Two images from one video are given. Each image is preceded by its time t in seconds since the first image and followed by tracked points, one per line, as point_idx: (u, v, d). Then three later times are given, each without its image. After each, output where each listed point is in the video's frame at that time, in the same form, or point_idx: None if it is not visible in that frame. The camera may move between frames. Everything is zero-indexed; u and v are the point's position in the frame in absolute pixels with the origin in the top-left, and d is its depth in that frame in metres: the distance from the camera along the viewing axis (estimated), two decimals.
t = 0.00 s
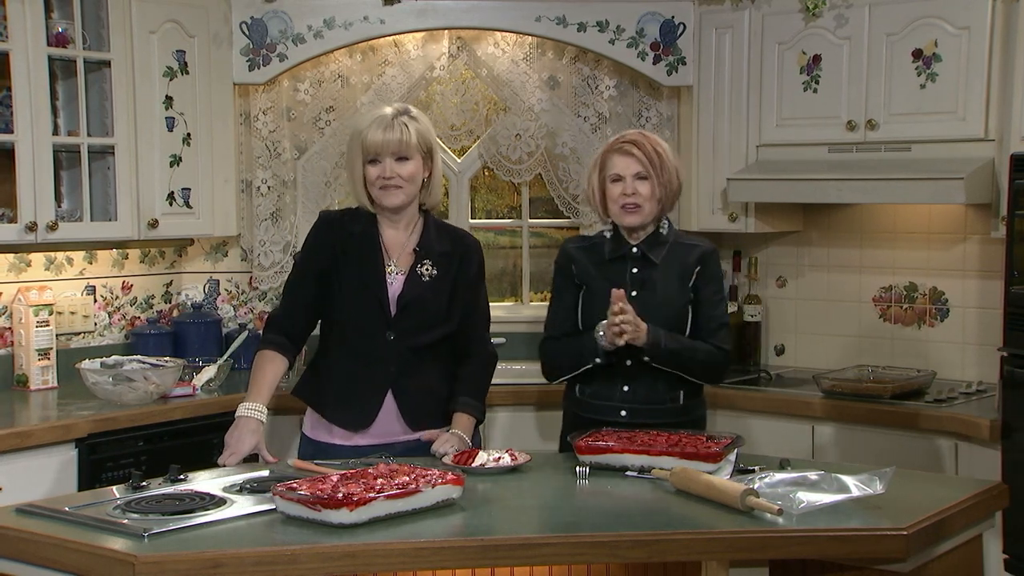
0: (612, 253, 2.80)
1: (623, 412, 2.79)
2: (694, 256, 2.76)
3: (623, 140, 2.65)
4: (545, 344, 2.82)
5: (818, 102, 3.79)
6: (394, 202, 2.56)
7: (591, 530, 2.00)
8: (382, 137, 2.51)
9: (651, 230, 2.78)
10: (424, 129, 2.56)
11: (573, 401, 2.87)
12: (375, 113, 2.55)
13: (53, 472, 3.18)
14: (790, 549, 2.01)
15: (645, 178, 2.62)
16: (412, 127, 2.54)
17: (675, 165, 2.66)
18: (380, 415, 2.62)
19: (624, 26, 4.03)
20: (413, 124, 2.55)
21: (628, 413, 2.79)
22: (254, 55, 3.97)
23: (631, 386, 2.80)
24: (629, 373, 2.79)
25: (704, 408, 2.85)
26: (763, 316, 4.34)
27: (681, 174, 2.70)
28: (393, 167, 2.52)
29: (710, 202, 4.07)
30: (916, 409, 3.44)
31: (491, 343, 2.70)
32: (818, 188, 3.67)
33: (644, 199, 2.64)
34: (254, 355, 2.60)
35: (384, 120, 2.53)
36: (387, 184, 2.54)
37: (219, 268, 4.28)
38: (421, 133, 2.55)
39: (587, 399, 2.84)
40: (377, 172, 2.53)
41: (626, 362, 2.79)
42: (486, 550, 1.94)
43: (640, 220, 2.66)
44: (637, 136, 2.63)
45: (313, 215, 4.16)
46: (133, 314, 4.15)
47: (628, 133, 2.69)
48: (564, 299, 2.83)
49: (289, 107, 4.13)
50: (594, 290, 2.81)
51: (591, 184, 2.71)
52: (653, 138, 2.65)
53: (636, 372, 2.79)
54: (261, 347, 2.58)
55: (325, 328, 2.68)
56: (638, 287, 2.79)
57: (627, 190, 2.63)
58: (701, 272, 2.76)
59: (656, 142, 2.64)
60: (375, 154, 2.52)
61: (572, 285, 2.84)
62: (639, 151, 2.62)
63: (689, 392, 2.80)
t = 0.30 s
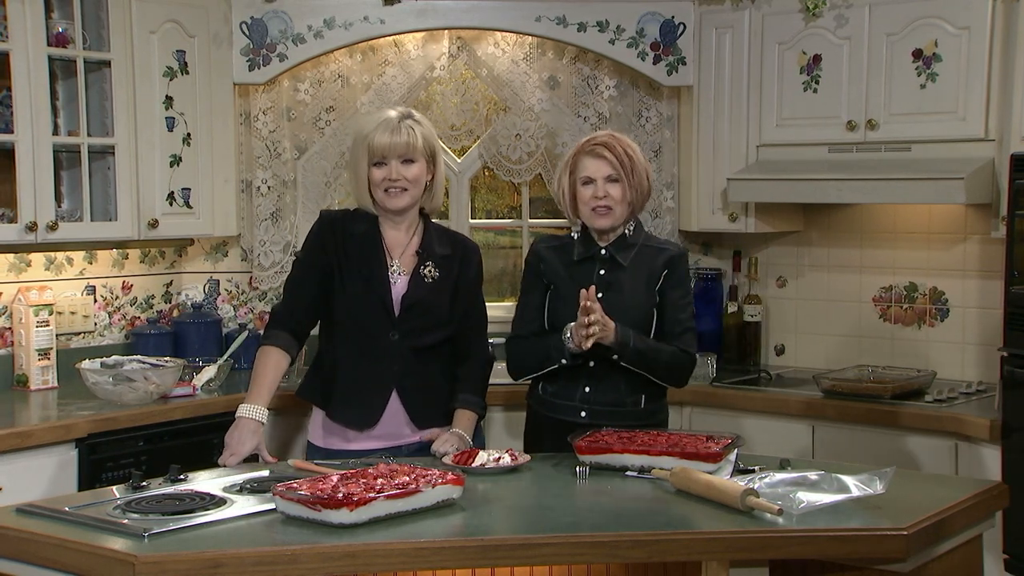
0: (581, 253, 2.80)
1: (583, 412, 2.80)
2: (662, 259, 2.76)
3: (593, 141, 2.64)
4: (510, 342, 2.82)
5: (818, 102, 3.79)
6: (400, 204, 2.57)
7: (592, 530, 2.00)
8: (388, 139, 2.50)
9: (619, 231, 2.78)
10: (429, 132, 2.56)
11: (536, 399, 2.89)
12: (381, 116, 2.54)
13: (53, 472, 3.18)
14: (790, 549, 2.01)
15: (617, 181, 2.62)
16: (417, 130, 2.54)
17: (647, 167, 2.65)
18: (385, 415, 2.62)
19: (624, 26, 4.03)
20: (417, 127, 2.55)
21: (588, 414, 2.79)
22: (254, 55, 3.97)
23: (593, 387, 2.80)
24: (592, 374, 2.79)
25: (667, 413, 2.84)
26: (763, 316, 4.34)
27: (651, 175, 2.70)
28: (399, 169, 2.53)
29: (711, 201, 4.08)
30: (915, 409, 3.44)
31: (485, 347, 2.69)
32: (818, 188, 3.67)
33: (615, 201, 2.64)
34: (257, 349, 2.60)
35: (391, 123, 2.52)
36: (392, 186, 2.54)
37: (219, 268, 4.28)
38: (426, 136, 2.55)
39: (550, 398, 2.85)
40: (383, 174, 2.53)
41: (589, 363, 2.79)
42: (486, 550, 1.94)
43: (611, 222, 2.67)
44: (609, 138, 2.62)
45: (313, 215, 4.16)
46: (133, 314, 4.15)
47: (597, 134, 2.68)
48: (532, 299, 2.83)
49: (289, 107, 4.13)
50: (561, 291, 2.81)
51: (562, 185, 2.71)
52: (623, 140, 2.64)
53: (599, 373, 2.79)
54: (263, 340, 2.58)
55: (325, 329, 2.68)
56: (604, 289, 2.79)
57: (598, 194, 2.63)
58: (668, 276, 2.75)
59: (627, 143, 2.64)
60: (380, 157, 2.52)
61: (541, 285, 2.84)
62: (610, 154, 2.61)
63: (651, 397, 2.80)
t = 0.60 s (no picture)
0: (575, 254, 2.80)
1: (577, 412, 2.79)
2: (656, 260, 2.76)
3: (590, 141, 2.65)
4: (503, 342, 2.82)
5: (818, 102, 3.79)
6: (400, 202, 2.57)
7: (592, 530, 2.00)
8: (386, 140, 2.50)
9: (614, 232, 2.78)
10: (424, 130, 2.57)
11: (529, 399, 2.89)
12: (376, 116, 2.54)
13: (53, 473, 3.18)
14: (790, 549, 2.01)
15: (613, 181, 2.63)
16: (413, 128, 2.54)
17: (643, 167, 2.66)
18: (390, 415, 2.62)
19: (625, 26, 4.03)
20: (414, 125, 2.55)
21: (581, 415, 2.79)
22: (254, 55, 3.97)
23: (587, 387, 2.80)
24: (586, 374, 2.79)
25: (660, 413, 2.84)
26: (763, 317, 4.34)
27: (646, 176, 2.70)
28: (397, 168, 2.53)
29: (711, 201, 4.08)
30: (915, 409, 3.44)
31: (484, 345, 2.69)
32: (818, 188, 3.67)
33: (610, 202, 2.65)
34: (255, 348, 2.60)
35: (387, 123, 2.52)
36: (390, 184, 2.55)
37: (219, 268, 4.28)
38: (422, 134, 2.56)
39: (543, 399, 2.84)
40: (381, 174, 2.54)
41: (583, 363, 2.79)
42: (486, 550, 1.94)
43: (606, 222, 2.67)
44: (605, 138, 2.62)
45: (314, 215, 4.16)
46: (133, 314, 4.15)
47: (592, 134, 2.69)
48: (525, 298, 2.83)
49: (289, 107, 4.13)
50: (555, 290, 2.82)
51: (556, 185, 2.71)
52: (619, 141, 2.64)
53: (592, 373, 2.79)
54: (262, 342, 2.58)
55: (325, 328, 2.68)
56: (599, 290, 2.79)
57: (593, 194, 2.64)
58: (662, 277, 2.75)
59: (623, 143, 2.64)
60: (377, 156, 2.52)
61: (533, 285, 2.85)
62: (606, 154, 2.61)
63: (644, 397, 2.80)
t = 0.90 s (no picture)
0: (594, 253, 2.80)
1: (604, 413, 2.77)
2: (677, 258, 2.76)
3: (609, 140, 2.65)
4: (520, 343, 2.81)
5: (819, 102, 3.79)
6: (400, 202, 2.57)
7: (592, 530, 2.00)
8: (383, 140, 2.50)
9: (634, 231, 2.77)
10: (421, 129, 2.56)
11: (552, 401, 2.86)
12: (372, 117, 2.54)
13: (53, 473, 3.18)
14: (790, 549, 2.01)
15: (632, 179, 2.62)
16: (409, 128, 2.54)
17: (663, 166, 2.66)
18: (390, 414, 2.62)
19: (625, 26, 4.03)
20: (410, 125, 2.55)
21: (608, 414, 2.77)
22: (254, 55, 3.97)
23: (613, 387, 2.78)
24: (612, 374, 2.78)
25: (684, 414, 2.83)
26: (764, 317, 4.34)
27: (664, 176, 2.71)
28: (396, 168, 2.53)
29: (711, 201, 4.08)
30: (915, 409, 3.44)
31: (485, 344, 2.69)
32: (818, 188, 3.67)
33: (631, 200, 2.64)
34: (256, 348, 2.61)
35: (382, 124, 2.52)
36: (389, 185, 2.55)
37: (219, 268, 4.28)
38: (419, 134, 2.55)
39: (567, 400, 2.82)
40: (381, 175, 2.54)
41: (609, 363, 2.78)
42: (486, 550, 1.94)
43: (626, 221, 2.66)
44: (625, 136, 2.62)
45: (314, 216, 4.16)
46: (134, 314, 4.15)
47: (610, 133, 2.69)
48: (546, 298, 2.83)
49: (289, 107, 4.12)
50: (577, 290, 2.81)
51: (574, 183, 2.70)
52: (639, 140, 2.64)
53: (618, 373, 2.77)
54: (262, 342, 2.59)
55: (325, 329, 2.68)
56: (621, 288, 2.77)
57: (614, 191, 2.62)
58: (684, 275, 2.75)
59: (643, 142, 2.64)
60: (376, 158, 2.52)
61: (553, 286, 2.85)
62: (627, 152, 2.61)
63: (669, 396, 2.79)
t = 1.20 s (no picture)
0: (627, 255, 2.77)
1: (649, 415, 2.78)
2: (714, 258, 2.76)
3: (638, 139, 2.63)
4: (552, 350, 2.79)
5: (819, 102, 3.79)
6: (397, 201, 2.56)
7: (592, 530, 2.00)
8: (378, 140, 2.50)
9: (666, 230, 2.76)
10: (416, 128, 2.56)
11: (591, 405, 2.86)
12: (366, 118, 2.54)
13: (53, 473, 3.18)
14: (790, 549, 2.01)
15: (663, 178, 2.61)
16: (405, 127, 2.53)
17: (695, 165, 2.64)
18: (388, 413, 2.62)
19: (625, 26, 4.03)
20: (405, 125, 2.54)
21: (653, 416, 2.78)
22: (255, 55, 3.97)
23: (656, 389, 2.78)
24: (653, 376, 2.78)
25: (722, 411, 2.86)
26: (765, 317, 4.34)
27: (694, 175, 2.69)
28: (392, 168, 2.52)
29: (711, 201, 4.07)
30: (916, 409, 3.44)
31: (485, 343, 2.69)
32: (818, 188, 3.67)
33: (662, 199, 2.62)
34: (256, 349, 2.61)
35: (377, 124, 2.52)
36: (386, 185, 2.54)
37: (219, 268, 4.28)
38: (414, 133, 2.55)
39: (609, 404, 2.82)
40: (376, 175, 2.53)
41: (650, 366, 2.78)
42: (486, 550, 1.94)
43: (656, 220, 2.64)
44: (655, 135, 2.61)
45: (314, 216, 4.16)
46: (134, 314, 4.15)
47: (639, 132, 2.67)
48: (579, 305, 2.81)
49: (289, 107, 4.12)
50: (612, 294, 2.80)
51: (603, 183, 2.69)
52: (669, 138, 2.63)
53: (660, 375, 2.77)
54: (262, 342, 2.60)
55: (326, 329, 2.69)
56: (658, 290, 2.75)
57: (644, 191, 2.61)
58: (721, 275, 2.75)
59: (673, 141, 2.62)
60: (371, 158, 2.52)
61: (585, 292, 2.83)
62: (657, 151, 2.60)
63: (710, 394, 2.81)
